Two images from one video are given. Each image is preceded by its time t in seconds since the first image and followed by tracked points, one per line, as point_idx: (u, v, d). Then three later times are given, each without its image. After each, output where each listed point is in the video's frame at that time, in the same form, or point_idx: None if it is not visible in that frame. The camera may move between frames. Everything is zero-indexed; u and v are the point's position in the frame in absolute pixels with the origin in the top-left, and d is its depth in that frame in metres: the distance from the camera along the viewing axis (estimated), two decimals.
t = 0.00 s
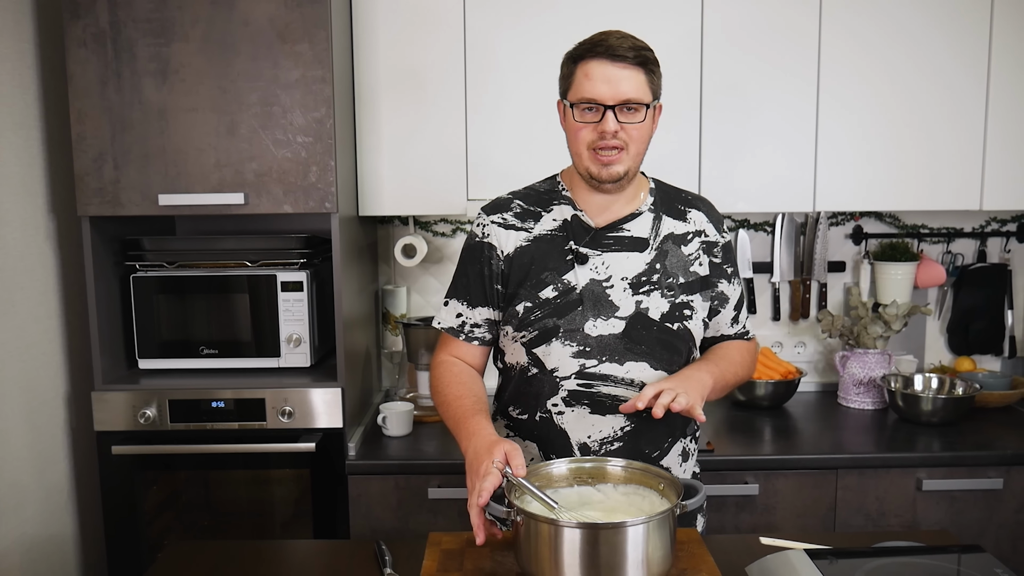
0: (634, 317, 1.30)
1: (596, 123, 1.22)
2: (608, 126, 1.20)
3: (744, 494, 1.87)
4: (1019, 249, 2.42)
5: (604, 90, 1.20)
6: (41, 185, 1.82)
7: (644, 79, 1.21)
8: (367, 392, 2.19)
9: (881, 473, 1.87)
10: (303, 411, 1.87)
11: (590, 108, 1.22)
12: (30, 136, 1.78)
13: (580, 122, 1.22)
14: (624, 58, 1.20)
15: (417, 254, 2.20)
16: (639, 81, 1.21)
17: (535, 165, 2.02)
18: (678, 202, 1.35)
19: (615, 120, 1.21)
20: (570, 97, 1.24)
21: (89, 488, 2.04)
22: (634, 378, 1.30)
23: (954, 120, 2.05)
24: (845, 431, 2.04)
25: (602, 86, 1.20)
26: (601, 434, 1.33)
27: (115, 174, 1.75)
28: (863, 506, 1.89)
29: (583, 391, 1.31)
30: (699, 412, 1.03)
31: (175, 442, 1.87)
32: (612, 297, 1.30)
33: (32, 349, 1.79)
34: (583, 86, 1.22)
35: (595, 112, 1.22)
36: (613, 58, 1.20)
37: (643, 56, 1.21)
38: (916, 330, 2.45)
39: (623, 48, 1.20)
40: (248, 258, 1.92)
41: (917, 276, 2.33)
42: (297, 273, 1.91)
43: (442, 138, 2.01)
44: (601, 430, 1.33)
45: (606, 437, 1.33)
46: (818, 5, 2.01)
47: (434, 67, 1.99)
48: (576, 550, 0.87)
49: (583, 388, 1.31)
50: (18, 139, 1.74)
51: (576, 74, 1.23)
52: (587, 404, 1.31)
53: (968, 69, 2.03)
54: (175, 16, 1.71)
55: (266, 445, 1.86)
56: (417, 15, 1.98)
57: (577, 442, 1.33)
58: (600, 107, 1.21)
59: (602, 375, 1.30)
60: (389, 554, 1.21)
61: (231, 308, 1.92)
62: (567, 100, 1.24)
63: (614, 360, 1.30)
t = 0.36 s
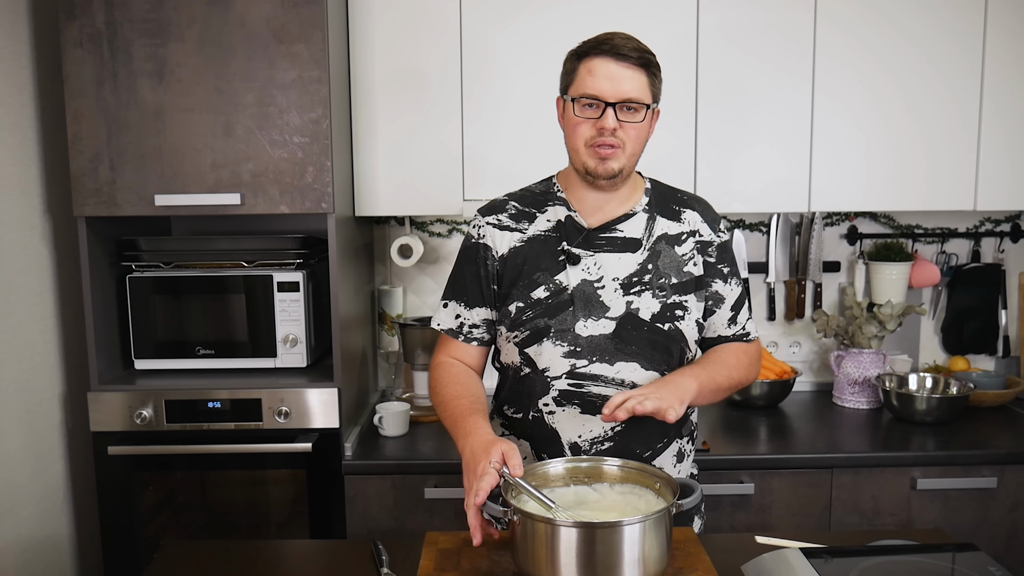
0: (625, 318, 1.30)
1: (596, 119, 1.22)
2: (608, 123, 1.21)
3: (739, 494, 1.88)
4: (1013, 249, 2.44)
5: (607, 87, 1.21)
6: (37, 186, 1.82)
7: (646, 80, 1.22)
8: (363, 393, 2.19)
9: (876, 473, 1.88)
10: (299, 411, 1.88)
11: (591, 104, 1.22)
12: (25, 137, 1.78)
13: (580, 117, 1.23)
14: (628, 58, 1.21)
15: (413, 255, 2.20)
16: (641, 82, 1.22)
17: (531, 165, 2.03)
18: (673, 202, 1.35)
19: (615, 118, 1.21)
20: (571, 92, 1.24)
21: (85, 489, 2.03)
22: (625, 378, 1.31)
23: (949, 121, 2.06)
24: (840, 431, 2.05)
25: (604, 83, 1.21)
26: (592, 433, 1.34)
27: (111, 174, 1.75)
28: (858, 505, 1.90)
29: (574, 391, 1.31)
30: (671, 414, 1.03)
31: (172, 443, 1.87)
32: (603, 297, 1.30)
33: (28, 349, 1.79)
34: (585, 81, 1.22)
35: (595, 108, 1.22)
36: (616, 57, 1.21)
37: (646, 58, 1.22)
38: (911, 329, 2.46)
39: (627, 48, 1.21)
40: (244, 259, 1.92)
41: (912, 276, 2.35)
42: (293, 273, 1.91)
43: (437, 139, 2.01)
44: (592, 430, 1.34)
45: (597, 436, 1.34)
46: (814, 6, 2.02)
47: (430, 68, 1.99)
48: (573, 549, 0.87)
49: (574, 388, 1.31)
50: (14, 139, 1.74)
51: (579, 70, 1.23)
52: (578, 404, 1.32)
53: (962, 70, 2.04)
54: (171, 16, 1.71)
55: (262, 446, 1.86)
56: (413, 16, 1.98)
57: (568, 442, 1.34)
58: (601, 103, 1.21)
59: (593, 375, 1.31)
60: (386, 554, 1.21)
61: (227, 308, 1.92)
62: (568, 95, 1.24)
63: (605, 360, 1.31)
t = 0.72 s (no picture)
0: (618, 318, 1.31)
1: (600, 112, 1.24)
2: (612, 115, 1.22)
3: (734, 493, 1.89)
4: (1006, 249, 2.45)
5: (613, 81, 1.23)
6: (33, 186, 1.82)
7: (650, 80, 1.25)
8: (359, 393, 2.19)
9: (870, 472, 1.89)
10: (294, 411, 1.88)
11: (597, 97, 1.24)
12: (20, 138, 1.78)
13: (585, 108, 1.24)
14: (635, 56, 1.24)
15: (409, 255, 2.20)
16: (645, 80, 1.24)
17: (526, 166, 2.03)
18: (667, 202, 1.36)
19: (620, 111, 1.23)
20: (577, 84, 1.26)
21: (81, 489, 2.03)
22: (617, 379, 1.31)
23: (943, 121, 2.07)
24: (834, 430, 2.06)
25: (611, 77, 1.23)
26: (586, 434, 1.35)
27: (106, 175, 1.75)
28: (853, 504, 1.91)
29: (567, 392, 1.32)
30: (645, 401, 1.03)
31: (167, 443, 1.87)
32: (596, 298, 1.31)
33: (24, 350, 1.79)
34: (593, 73, 1.24)
35: (601, 101, 1.24)
36: (624, 53, 1.23)
37: (652, 59, 1.25)
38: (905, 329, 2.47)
39: (635, 47, 1.24)
40: (239, 259, 1.92)
41: (906, 276, 2.35)
42: (289, 273, 1.91)
43: (433, 139, 2.02)
44: (585, 431, 1.34)
45: (590, 437, 1.35)
46: (809, 7, 2.03)
47: (425, 68, 2.00)
48: (568, 549, 0.88)
49: (568, 389, 1.32)
50: (9, 140, 1.74)
51: (587, 62, 1.25)
52: (571, 404, 1.33)
53: (956, 70, 2.05)
54: (166, 17, 1.71)
55: (258, 446, 1.86)
56: (409, 16, 1.98)
57: (561, 443, 1.34)
58: (607, 96, 1.23)
59: (586, 376, 1.31)
60: (382, 554, 1.22)
61: (222, 309, 1.92)
62: (574, 87, 1.26)
63: (598, 361, 1.31)
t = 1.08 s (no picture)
0: (621, 318, 1.31)
1: (606, 113, 1.24)
2: (619, 116, 1.23)
3: (730, 493, 1.89)
4: (1000, 249, 2.46)
5: (619, 82, 1.24)
6: (28, 186, 1.82)
7: (654, 81, 1.26)
8: (355, 393, 2.19)
9: (864, 471, 1.90)
10: (290, 412, 1.88)
11: (602, 98, 1.24)
12: (16, 138, 1.78)
13: (591, 109, 1.24)
14: (639, 57, 1.25)
15: (405, 255, 2.20)
16: (649, 82, 1.26)
17: (522, 166, 2.03)
18: (660, 200, 1.37)
19: (626, 112, 1.24)
20: (581, 85, 1.26)
21: (77, 489, 2.03)
22: (621, 379, 1.31)
23: (938, 121, 2.08)
24: (830, 430, 2.07)
25: (616, 78, 1.24)
26: (587, 433, 1.34)
27: (102, 175, 1.75)
28: (848, 503, 1.92)
29: (570, 392, 1.32)
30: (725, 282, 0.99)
31: (163, 443, 1.87)
32: (599, 297, 1.31)
33: (20, 350, 1.79)
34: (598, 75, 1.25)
35: (606, 102, 1.24)
36: (629, 54, 1.25)
37: (654, 61, 1.27)
38: (900, 329, 2.48)
39: (639, 49, 1.25)
40: (235, 259, 1.92)
41: (901, 275, 2.36)
42: (285, 273, 1.91)
43: (429, 139, 2.02)
44: (587, 430, 1.34)
45: (592, 437, 1.34)
46: (804, 8, 2.03)
47: (421, 68, 2.00)
48: (563, 547, 0.88)
49: (570, 389, 1.32)
50: (4, 139, 1.73)
51: (591, 64, 1.26)
52: (574, 404, 1.32)
53: (950, 71, 2.06)
54: (162, 17, 1.71)
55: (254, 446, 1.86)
56: (405, 17, 1.98)
57: (563, 443, 1.34)
58: (613, 96, 1.24)
59: (589, 376, 1.32)
60: (378, 553, 1.22)
61: (218, 309, 1.92)
62: (579, 88, 1.26)
63: (601, 360, 1.31)
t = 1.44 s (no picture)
0: (619, 318, 1.32)
1: (590, 120, 1.23)
2: (603, 124, 1.22)
3: (726, 492, 1.89)
4: (996, 249, 2.47)
5: (600, 88, 1.22)
6: (24, 186, 1.82)
7: (636, 81, 1.24)
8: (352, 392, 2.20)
9: (860, 470, 1.91)
10: (287, 411, 1.88)
11: (585, 105, 1.23)
12: (12, 138, 1.78)
13: (574, 118, 1.23)
14: (618, 59, 1.23)
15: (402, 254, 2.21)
16: (631, 82, 1.24)
17: (519, 166, 2.03)
18: (657, 201, 1.37)
19: (610, 118, 1.22)
20: (562, 93, 1.25)
21: (73, 489, 2.03)
22: (619, 379, 1.32)
23: (933, 121, 2.08)
24: (826, 429, 2.07)
25: (597, 83, 1.22)
26: (586, 434, 1.35)
27: (98, 175, 1.75)
28: (844, 502, 1.92)
29: (568, 393, 1.33)
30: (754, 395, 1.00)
31: (160, 443, 1.87)
32: (597, 297, 1.31)
33: (17, 350, 1.79)
34: (578, 82, 1.23)
35: (589, 109, 1.23)
36: (608, 58, 1.23)
37: (635, 59, 1.24)
38: (896, 328, 2.49)
39: (618, 49, 1.23)
40: (231, 259, 1.92)
41: (897, 275, 2.37)
42: (282, 273, 1.91)
43: (426, 139, 2.02)
44: (586, 431, 1.35)
45: (591, 437, 1.35)
46: (800, 7, 2.04)
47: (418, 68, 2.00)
48: (559, 547, 0.88)
49: (568, 390, 1.32)
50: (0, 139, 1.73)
51: (571, 70, 1.24)
52: (572, 404, 1.33)
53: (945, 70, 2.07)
54: (158, 17, 1.71)
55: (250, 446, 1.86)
56: (401, 16, 1.99)
57: (562, 443, 1.34)
58: (595, 103, 1.23)
59: (587, 376, 1.32)
60: (374, 553, 1.22)
61: (214, 309, 1.92)
62: (561, 96, 1.25)
63: (599, 360, 1.32)
